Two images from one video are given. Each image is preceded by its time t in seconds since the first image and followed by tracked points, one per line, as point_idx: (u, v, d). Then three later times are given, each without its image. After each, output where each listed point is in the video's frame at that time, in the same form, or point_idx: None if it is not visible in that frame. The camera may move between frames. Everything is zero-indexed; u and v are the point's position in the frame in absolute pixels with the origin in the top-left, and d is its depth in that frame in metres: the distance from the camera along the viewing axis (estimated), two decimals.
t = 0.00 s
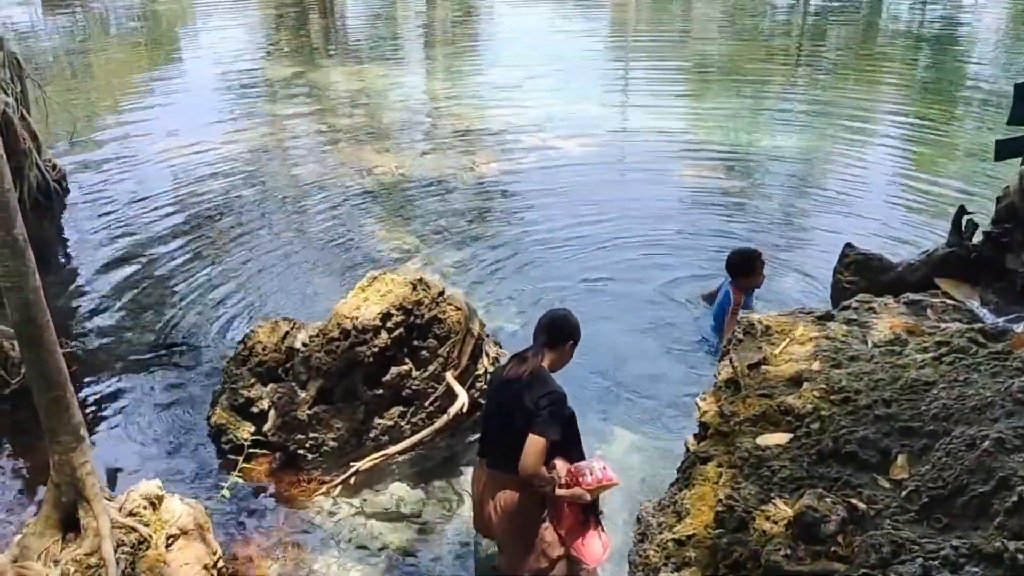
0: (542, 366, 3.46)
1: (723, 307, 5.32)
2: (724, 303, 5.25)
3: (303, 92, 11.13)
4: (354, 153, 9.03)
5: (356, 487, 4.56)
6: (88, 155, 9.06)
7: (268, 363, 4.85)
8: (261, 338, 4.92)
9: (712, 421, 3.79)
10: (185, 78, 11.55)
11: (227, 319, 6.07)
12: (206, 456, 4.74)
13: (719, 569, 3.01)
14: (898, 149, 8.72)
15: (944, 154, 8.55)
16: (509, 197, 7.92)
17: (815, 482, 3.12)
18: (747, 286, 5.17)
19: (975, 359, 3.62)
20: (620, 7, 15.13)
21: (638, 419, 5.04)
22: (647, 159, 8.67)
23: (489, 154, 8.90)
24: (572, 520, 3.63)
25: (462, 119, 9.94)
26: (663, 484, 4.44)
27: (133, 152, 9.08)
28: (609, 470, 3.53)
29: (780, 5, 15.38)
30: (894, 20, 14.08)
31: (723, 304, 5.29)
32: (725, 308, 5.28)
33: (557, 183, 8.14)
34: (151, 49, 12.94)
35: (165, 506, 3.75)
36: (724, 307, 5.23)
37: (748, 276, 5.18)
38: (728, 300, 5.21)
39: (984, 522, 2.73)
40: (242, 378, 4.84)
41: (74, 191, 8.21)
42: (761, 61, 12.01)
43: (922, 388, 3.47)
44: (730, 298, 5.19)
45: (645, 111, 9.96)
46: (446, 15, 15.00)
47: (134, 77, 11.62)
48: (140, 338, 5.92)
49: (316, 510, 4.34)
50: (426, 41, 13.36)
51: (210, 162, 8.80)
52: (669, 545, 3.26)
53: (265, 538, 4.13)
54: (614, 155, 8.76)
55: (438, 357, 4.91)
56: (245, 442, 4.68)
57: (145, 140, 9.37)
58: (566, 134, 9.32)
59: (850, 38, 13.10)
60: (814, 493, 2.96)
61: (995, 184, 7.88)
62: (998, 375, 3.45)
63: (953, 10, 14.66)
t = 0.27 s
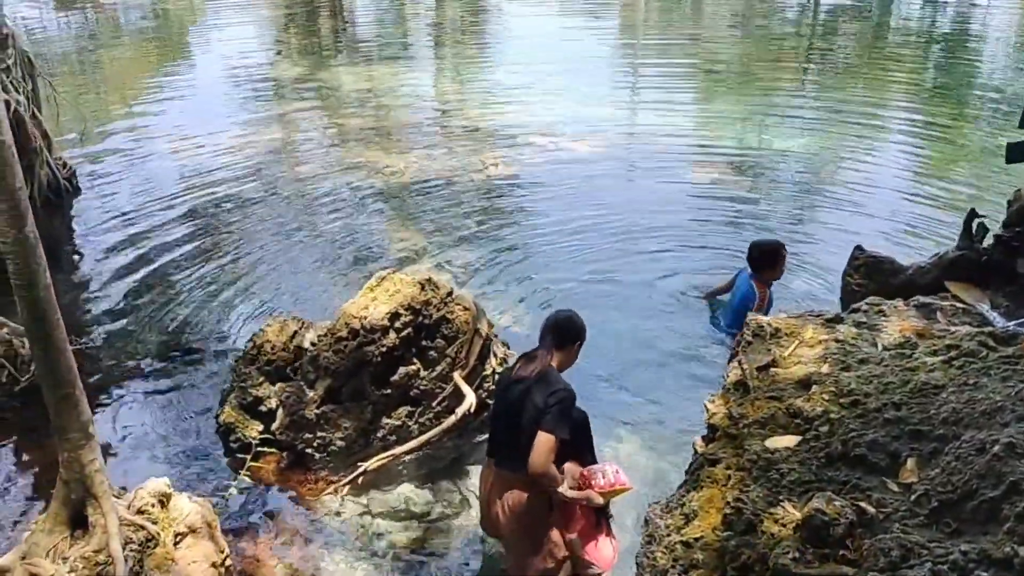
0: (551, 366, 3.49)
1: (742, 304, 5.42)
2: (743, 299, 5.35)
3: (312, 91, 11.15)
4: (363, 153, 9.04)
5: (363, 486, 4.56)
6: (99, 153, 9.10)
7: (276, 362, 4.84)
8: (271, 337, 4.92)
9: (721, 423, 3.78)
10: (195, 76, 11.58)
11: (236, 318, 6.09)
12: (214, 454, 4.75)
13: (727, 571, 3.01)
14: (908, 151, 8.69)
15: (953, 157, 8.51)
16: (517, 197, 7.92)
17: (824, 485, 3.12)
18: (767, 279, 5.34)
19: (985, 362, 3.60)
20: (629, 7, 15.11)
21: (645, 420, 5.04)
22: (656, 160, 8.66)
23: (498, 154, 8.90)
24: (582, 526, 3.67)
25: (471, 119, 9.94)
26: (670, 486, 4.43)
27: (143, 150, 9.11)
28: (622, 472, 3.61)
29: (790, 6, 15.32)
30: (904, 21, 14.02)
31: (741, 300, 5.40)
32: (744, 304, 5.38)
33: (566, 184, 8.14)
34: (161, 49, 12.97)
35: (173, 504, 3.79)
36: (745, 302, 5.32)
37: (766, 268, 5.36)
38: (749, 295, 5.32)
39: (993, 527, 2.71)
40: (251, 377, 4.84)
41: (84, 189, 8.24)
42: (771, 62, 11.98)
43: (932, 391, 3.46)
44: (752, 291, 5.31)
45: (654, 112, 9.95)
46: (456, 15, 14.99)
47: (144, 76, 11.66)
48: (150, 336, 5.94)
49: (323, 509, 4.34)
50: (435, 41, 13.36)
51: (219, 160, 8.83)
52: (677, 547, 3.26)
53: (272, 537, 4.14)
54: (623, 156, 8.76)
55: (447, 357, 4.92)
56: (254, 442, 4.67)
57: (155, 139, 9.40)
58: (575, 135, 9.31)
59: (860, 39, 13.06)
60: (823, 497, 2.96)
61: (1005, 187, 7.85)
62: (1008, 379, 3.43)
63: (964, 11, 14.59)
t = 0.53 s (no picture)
0: (555, 366, 3.51)
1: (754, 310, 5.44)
2: (758, 306, 5.37)
3: (319, 93, 11.17)
4: (369, 154, 9.05)
5: (369, 487, 4.56)
6: (106, 154, 9.13)
7: (283, 362, 4.84)
8: (277, 337, 4.91)
9: (727, 425, 3.78)
10: (202, 78, 11.61)
11: (243, 319, 6.09)
12: (220, 454, 4.76)
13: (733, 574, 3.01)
14: (914, 153, 8.67)
15: (960, 159, 8.49)
16: (523, 199, 7.92)
17: (830, 487, 3.12)
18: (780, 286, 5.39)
19: (993, 365, 3.59)
20: (635, 9, 15.10)
21: (651, 421, 5.04)
22: (662, 161, 8.65)
23: (504, 156, 8.90)
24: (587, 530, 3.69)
25: (477, 121, 9.95)
26: (676, 488, 4.43)
27: (150, 151, 9.14)
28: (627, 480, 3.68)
29: (796, 8, 15.29)
30: (911, 23, 13.99)
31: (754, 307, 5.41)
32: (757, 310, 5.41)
33: (572, 185, 8.14)
34: (168, 50, 13.01)
35: (179, 505, 3.80)
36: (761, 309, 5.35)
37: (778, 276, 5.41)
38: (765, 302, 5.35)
39: (1001, 530, 2.70)
40: (258, 378, 4.85)
41: (91, 190, 8.26)
42: (777, 64, 11.96)
43: (939, 394, 3.45)
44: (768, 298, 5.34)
45: (660, 113, 9.95)
46: (462, 17, 15.00)
47: (151, 77, 11.69)
48: (157, 337, 5.95)
49: (329, 509, 4.35)
50: (442, 42, 13.36)
51: (226, 161, 8.85)
52: (682, 549, 3.26)
53: (279, 537, 4.15)
54: (629, 157, 8.75)
55: (452, 358, 4.91)
56: (259, 441, 4.68)
57: (162, 139, 9.43)
58: (581, 137, 9.31)
59: (867, 41, 13.03)
60: (829, 500, 2.96)
61: (1013, 189, 7.83)
62: (1016, 382, 3.42)
63: (971, 13, 14.55)
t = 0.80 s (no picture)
0: (559, 369, 3.51)
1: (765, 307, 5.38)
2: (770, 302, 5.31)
3: (321, 95, 11.18)
4: (372, 157, 9.06)
5: (370, 490, 4.56)
6: (108, 156, 9.14)
7: (284, 366, 4.84)
8: (278, 340, 4.91)
9: (730, 429, 3.77)
10: (204, 80, 11.62)
11: (245, 321, 6.09)
12: (222, 457, 4.75)
13: None
14: (917, 157, 8.67)
15: (962, 163, 8.49)
16: (525, 201, 7.92)
17: (832, 491, 3.12)
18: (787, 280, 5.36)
19: (995, 369, 3.59)
20: (638, 12, 15.09)
21: (653, 425, 5.03)
22: (664, 164, 8.65)
23: (506, 158, 8.90)
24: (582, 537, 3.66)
25: (479, 123, 9.95)
26: (677, 492, 4.43)
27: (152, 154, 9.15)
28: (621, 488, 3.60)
29: (799, 11, 15.28)
30: (914, 27, 14.00)
31: (765, 304, 5.35)
32: (768, 307, 5.35)
33: (574, 188, 8.14)
34: (171, 52, 13.02)
35: (180, 507, 3.81)
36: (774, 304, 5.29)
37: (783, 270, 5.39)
38: (776, 296, 5.30)
39: (1003, 535, 2.70)
40: (259, 381, 4.82)
41: (94, 192, 8.26)
42: (779, 67, 11.96)
43: (941, 398, 3.45)
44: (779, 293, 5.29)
45: (662, 117, 9.95)
46: (464, 19, 15.00)
47: (154, 80, 11.71)
48: (159, 339, 5.95)
49: (330, 513, 4.35)
50: (444, 45, 13.37)
51: (228, 164, 8.86)
52: (684, 553, 3.26)
53: (281, 540, 4.15)
54: (631, 161, 8.75)
55: (454, 361, 4.92)
56: (261, 444, 4.65)
57: (165, 142, 9.44)
58: (583, 140, 9.31)
59: (869, 45, 13.03)
60: (831, 504, 2.96)
61: (1015, 193, 7.83)
62: (1018, 386, 3.42)
63: (974, 17, 14.54)
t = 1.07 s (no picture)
0: (563, 373, 3.52)
1: (772, 307, 5.40)
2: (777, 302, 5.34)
3: (323, 100, 11.19)
4: (374, 162, 9.07)
5: (372, 495, 4.56)
6: (110, 160, 9.15)
7: (286, 370, 4.83)
8: (280, 344, 4.90)
9: (731, 434, 3.78)
10: (206, 85, 11.64)
11: (246, 326, 6.10)
12: (223, 462, 4.75)
13: None
14: (918, 163, 8.68)
15: (963, 169, 8.50)
16: (527, 207, 7.92)
17: (834, 497, 3.12)
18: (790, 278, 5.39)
19: (996, 375, 3.59)
20: (639, 18, 15.10)
21: (655, 430, 5.04)
22: (666, 170, 8.66)
23: (508, 164, 8.91)
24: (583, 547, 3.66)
25: (481, 129, 9.96)
26: (679, 498, 4.43)
27: (154, 158, 9.16)
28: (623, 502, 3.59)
29: (800, 16, 15.29)
30: (914, 33, 14.01)
31: (772, 304, 5.38)
32: (775, 306, 5.37)
33: (576, 194, 8.15)
34: (173, 57, 13.03)
35: (182, 511, 3.81)
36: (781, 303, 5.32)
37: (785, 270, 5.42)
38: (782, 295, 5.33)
39: (1005, 541, 2.70)
40: (261, 386, 4.81)
41: (96, 196, 8.27)
42: (781, 73, 11.97)
43: (943, 404, 3.45)
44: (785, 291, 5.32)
45: (664, 122, 9.95)
46: (466, 24, 15.02)
47: (156, 85, 11.72)
48: (160, 344, 5.95)
49: (332, 517, 4.35)
50: (446, 50, 13.38)
51: (230, 168, 8.87)
52: (686, 559, 3.25)
53: (282, 544, 4.15)
54: (633, 166, 8.76)
55: (456, 366, 4.94)
56: (262, 449, 4.65)
57: (167, 146, 9.45)
58: (585, 145, 9.32)
59: (870, 50, 13.04)
60: (833, 510, 2.96)
61: (1016, 199, 7.83)
62: (1020, 393, 3.42)
63: (975, 23, 14.55)
